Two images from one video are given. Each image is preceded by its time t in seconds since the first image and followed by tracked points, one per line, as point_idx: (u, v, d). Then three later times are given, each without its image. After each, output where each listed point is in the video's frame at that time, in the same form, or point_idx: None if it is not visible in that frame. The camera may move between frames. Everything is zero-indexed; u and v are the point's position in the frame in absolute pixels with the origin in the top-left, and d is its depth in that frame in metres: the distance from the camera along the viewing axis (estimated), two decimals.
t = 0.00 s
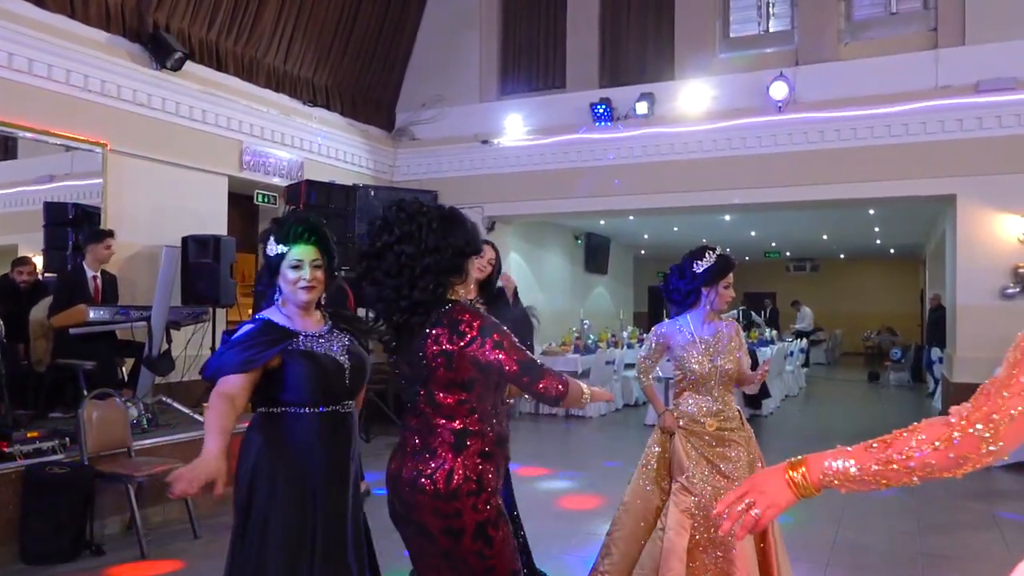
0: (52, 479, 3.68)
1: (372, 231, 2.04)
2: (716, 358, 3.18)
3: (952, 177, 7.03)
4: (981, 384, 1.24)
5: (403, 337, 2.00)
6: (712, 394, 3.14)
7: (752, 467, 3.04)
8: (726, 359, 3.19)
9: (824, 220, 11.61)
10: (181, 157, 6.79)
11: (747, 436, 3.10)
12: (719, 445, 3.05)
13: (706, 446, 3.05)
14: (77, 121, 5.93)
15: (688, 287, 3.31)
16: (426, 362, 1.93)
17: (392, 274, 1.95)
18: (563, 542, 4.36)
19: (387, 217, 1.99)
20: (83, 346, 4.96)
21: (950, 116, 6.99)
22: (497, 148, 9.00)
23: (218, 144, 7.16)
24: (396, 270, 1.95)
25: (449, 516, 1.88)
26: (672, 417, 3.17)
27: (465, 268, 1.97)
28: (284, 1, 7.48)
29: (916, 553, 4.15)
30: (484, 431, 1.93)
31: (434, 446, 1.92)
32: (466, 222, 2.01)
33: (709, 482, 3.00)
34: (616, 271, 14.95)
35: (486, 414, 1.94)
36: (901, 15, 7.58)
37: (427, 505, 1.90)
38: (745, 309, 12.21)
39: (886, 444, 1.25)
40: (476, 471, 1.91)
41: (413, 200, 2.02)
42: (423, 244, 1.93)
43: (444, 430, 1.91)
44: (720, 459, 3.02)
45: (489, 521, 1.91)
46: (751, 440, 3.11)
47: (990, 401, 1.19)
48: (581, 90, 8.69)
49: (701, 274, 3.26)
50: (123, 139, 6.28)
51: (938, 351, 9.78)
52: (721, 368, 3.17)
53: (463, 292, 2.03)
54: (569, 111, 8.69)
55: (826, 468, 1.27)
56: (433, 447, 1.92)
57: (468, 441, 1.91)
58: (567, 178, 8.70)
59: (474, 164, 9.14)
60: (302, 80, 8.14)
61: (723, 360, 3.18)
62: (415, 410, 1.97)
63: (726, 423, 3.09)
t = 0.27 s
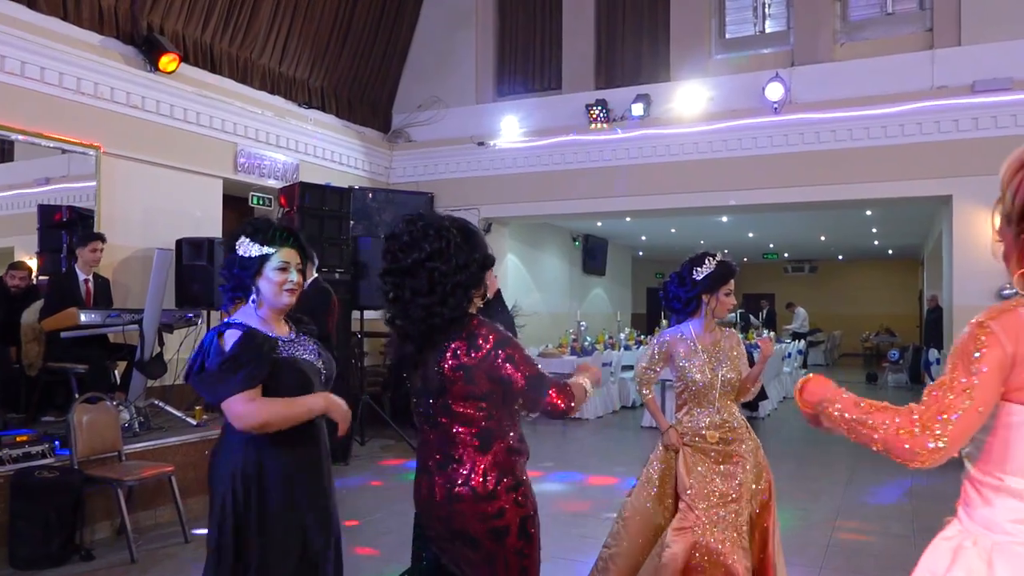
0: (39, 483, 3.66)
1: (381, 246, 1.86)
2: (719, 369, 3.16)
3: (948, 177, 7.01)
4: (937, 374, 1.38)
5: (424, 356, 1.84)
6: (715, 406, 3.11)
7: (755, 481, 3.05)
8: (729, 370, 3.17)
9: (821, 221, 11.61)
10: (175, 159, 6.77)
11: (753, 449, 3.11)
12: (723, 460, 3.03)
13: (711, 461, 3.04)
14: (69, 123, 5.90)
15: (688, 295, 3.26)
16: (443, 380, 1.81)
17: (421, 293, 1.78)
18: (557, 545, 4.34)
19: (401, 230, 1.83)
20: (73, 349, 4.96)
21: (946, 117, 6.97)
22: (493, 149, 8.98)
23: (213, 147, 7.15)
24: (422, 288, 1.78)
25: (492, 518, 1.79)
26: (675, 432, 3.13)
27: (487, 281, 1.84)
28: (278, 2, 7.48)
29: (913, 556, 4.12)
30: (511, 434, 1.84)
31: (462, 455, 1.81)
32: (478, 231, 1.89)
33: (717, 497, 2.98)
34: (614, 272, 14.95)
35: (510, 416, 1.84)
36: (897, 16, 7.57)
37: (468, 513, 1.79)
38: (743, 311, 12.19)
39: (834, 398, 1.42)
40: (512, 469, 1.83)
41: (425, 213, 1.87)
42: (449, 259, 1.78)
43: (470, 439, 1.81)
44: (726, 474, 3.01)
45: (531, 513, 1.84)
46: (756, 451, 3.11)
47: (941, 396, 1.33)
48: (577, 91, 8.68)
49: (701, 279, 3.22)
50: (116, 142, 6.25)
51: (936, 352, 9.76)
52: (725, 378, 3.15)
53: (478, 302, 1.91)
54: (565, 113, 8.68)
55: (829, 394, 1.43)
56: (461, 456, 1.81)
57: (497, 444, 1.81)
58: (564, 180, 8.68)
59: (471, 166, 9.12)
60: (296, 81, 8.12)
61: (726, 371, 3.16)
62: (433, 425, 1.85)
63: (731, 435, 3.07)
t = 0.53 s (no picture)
0: (30, 484, 3.65)
1: (388, 242, 1.93)
2: (711, 361, 3.13)
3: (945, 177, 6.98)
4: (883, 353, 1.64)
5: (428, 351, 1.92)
6: (705, 399, 3.09)
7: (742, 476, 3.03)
8: (721, 363, 3.14)
9: (820, 221, 11.59)
10: (171, 159, 6.76)
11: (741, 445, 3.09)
12: (708, 454, 3.03)
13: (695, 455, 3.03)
14: (65, 123, 5.88)
15: (683, 288, 3.25)
16: (448, 376, 1.89)
17: (427, 289, 1.86)
18: (550, 544, 4.33)
19: (408, 226, 1.91)
20: (66, 348, 5.06)
21: (942, 116, 6.95)
22: (490, 149, 8.97)
23: (209, 147, 7.14)
24: (429, 283, 1.86)
25: (491, 515, 1.91)
26: (662, 422, 3.13)
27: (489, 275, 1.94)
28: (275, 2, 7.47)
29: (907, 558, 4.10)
30: (511, 432, 1.95)
31: (463, 451, 1.91)
32: (482, 230, 1.97)
33: (700, 491, 2.97)
34: (613, 272, 14.92)
35: (509, 416, 1.95)
36: (894, 15, 7.56)
37: (466, 510, 1.90)
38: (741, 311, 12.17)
39: (811, 353, 1.74)
40: (513, 468, 1.94)
41: (429, 210, 1.95)
42: (455, 255, 1.87)
43: (473, 436, 1.91)
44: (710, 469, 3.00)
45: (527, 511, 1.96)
46: (744, 448, 3.10)
47: (866, 375, 1.61)
48: (574, 91, 8.66)
49: (694, 272, 3.22)
50: (112, 141, 6.24)
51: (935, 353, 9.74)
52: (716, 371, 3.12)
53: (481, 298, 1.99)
54: (562, 112, 8.66)
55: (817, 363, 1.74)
56: (463, 452, 1.91)
57: (498, 442, 1.92)
58: (560, 179, 8.67)
59: (468, 166, 9.10)
60: (293, 81, 8.12)
61: (719, 364, 3.13)
62: (436, 419, 1.95)
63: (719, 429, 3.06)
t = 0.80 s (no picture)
0: (29, 480, 3.64)
1: (393, 232, 1.91)
2: (704, 359, 3.11)
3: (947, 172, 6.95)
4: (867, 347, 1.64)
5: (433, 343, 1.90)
6: (697, 397, 3.08)
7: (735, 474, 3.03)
8: (715, 361, 3.12)
9: (823, 216, 11.58)
10: (171, 154, 6.75)
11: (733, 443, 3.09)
12: (700, 452, 3.02)
13: (687, 452, 3.03)
14: (65, 118, 5.87)
15: (679, 284, 3.21)
16: (457, 367, 1.88)
17: (435, 281, 1.84)
18: (549, 540, 4.32)
19: (415, 217, 1.89)
20: (66, 343, 5.05)
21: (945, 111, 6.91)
22: (491, 145, 8.94)
23: (210, 142, 7.13)
24: (436, 276, 1.84)
25: (486, 513, 1.88)
26: (653, 418, 3.15)
27: (494, 270, 1.93)
28: None
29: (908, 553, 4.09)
30: (515, 429, 1.94)
31: (465, 446, 1.89)
32: (487, 225, 1.95)
33: (693, 488, 2.97)
34: (615, 268, 14.91)
35: (513, 412, 1.94)
36: (897, 10, 7.54)
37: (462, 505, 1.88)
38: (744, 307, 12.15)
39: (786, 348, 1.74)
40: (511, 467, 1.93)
41: (434, 202, 1.93)
42: (462, 248, 1.86)
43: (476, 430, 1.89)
44: (703, 466, 3.00)
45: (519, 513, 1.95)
46: (737, 447, 3.10)
47: (858, 371, 1.59)
48: (576, 86, 8.64)
49: (690, 268, 3.19)
50: (112, 137, 6.23)
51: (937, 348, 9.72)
52: (709, 370, 3.10)
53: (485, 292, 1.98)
54: (563, 108, 8.64)
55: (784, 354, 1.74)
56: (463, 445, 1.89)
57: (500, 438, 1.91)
58: (560, 175, 8.65)
59: (468, 162, 9.08)
60: (294, 77, 8.11)
61: (711, 363, 3.11)
62: (439, 410, 1.93)
63: (711, 427, 3.05)
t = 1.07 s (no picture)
0: (43, 481, 3.67)
1: (405, 234, 1.91)
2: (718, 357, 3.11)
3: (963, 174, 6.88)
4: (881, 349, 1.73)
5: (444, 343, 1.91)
6: (711, 398, 3.09)
7: (753, 477, 3.01)
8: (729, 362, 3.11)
9: (837, 219, 11.50)
10: (185, 158, 6.80)
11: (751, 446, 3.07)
12: (719, 454, 3.02)
13: (704, 454, 3.02)
14: (80, 122, 5.92)
15: (690, 283, 3.24)
16: (469, 367, 1.89)
17: (447, 283, 1.84)
18: (560, 543, 4.31)
19: (427, 217, 1.88)
20: (81, 345, 5.10)
21: (961, 113, 6.84)
22: (503, 148, 8.95)
23: (223, 146, 7.18)
24: (449, 277, 1.84)
25: (498, 513, 1.89)
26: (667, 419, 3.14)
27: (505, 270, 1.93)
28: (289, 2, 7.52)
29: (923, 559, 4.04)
30: (524, 430, 1.96)
31: (476, 446, 1.90)
32: (498, 226, 1.95)
33: (711, 490, 2.95)
34: (628, 271, 14.88)
35: (522, 414, 1.95)
36: (911, 11, 7.50)
37: (475, 506, 1.89)
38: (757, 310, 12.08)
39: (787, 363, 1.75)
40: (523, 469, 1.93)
41: (446, 202, 1.92)
42: (474, 249, 1.86)
43: (487, 430, 1.90)
44: (721, 468, 2.98)
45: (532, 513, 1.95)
46: (756, 450, 3.08)
47: (882, 369, 1.67)
48: (587, 89, 8.64)
49: (701, 266, 3.20)
50: (126, 141, 6.28)
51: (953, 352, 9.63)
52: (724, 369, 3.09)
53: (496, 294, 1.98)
54: (575, 111, 8.64)
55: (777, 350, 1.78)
56: (474, 446, 1.90)
57: (510, 438, 1.92)
58: (572, 178, 8.65)
59: (480, 165, 9.08)
60: (307, 81, 8.15)
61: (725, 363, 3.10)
62: (450, 411, 1.94)
63: (725, 429, 3.05)
